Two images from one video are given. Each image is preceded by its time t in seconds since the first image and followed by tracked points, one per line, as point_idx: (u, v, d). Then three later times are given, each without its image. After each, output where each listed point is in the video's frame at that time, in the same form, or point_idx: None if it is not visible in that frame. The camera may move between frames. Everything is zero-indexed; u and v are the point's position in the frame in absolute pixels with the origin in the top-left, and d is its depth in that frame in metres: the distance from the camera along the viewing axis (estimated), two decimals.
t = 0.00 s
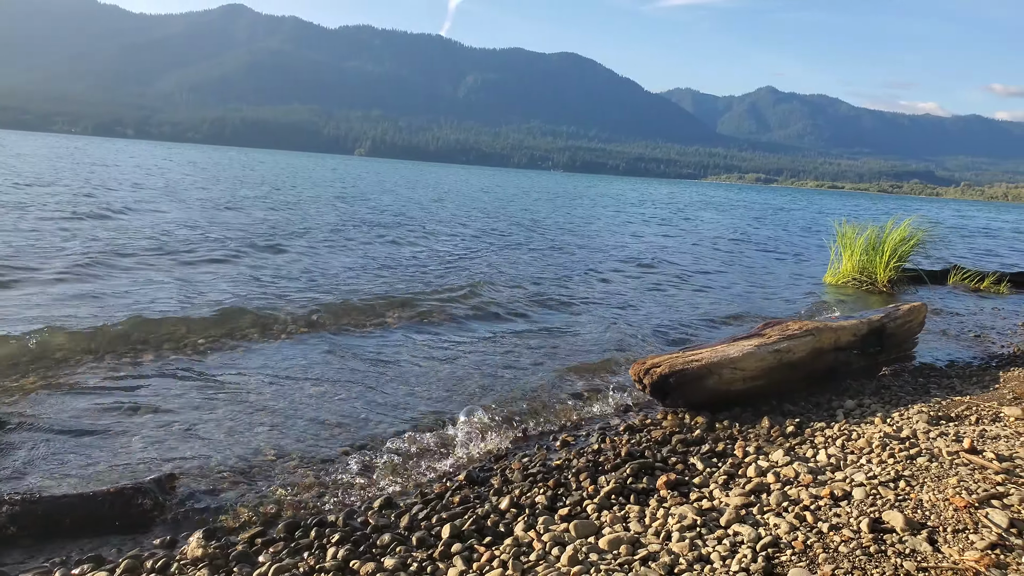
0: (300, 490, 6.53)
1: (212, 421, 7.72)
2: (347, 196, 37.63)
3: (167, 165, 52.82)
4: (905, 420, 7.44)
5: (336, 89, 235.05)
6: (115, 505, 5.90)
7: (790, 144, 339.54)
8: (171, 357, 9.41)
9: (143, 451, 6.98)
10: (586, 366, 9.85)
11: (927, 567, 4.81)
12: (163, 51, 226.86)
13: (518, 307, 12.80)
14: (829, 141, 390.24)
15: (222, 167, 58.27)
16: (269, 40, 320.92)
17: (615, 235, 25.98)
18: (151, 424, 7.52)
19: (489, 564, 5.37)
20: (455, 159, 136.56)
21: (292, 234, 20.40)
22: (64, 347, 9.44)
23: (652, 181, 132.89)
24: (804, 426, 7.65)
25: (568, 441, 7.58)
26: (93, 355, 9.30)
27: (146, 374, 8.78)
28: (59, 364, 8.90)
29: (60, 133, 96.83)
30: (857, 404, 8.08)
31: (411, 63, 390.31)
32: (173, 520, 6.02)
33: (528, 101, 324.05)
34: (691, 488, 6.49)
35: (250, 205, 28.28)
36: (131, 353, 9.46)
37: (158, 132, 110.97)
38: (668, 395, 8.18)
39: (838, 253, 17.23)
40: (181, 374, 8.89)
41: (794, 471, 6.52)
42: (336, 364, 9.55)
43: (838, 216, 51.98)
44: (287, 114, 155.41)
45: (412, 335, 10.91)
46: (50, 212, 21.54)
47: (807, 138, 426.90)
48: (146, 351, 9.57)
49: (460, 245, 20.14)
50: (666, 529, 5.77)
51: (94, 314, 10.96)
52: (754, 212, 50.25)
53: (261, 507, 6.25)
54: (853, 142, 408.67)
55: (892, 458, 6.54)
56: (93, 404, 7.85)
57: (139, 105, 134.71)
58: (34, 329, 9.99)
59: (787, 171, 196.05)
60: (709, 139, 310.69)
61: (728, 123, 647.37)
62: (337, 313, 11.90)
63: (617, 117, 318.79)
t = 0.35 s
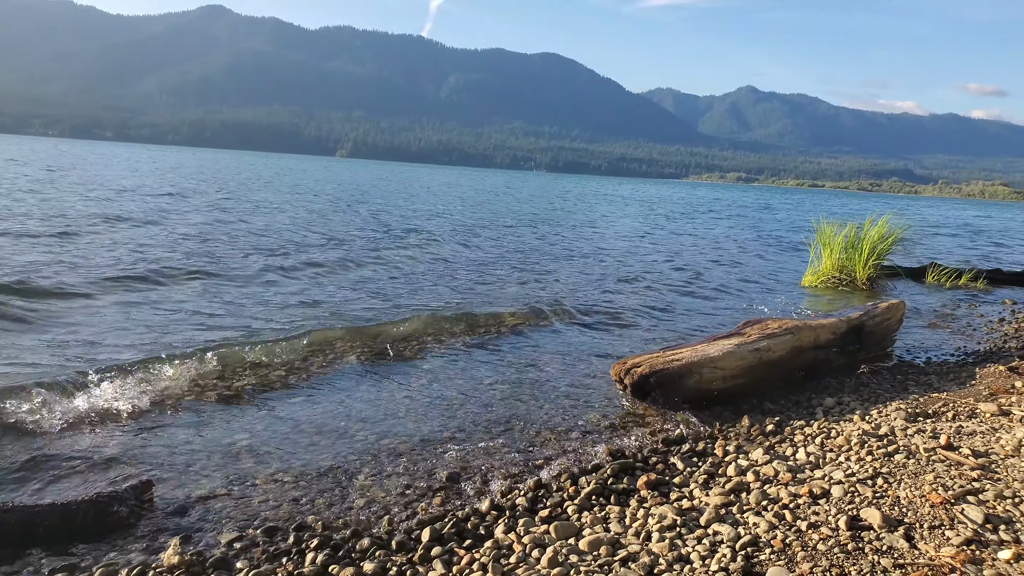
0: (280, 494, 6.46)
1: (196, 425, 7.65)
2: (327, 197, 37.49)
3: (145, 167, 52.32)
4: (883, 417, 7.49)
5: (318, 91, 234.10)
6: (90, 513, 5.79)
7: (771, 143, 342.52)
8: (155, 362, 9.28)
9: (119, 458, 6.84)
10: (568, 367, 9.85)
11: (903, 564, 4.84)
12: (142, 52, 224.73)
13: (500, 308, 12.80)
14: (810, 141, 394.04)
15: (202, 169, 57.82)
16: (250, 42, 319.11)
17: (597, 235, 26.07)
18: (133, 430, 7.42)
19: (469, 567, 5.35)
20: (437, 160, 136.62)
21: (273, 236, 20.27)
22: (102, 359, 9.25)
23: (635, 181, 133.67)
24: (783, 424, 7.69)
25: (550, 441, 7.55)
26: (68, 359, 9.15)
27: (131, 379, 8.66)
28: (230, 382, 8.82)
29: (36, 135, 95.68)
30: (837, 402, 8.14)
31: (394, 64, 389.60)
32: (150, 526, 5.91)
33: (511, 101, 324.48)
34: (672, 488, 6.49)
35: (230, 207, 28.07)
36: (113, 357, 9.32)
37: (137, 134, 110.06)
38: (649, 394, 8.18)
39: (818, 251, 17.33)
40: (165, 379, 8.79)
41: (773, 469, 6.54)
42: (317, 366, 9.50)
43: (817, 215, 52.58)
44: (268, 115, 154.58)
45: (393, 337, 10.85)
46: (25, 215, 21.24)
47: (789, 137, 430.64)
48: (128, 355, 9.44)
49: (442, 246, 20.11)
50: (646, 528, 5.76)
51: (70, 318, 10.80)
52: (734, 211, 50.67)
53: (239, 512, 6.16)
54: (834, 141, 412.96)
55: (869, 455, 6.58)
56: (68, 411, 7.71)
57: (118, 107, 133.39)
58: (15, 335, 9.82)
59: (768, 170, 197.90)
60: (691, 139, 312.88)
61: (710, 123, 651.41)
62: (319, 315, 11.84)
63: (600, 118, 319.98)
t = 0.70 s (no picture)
0: (258, 495, 6.39)
1: (173, 427, 7.55)
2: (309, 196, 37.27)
3: (123, 166, 51.73)
4: (862, 416, 7.55)
5: (301, 90, 232.84)
6: (64, 516, 5.69)
7: (753, 145, 345.55)
8: (132, 365, 9.14)
9: (94, 461, 6.73)
10: (550, 366, 9.85)
11: (878, 560, 4.88)
12: (122, 50, 222.25)
13: (482, 307, 12.78)
14: (792, 142, 397.77)
15: (181, 167, 57.26)
16: (233, 41, 316.82)
17: (579, 235, 26.14)
18: (108, 433, 7.29)
19: (448, 568, 5.33)
20: (421, 160, 136.52)
21: (253, 235, 20.10)
22: (79, 360, 9.12)
23: (618, 181, 134.41)
24: (762, 423, 7.73)
25: (530, 441, 7.54)
26: (42, 360, 9.00)
27: (106, 381, 8.52)
28: (276, 387, 8.75)
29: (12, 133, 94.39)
30: (815, 401, 8.20)
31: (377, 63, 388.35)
32: (126, 528, 5.82)
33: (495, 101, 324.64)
34: (652, 487, 6.50)
35: (209, 205, 27.81)
36: (88, 359, 9.18)
37: (115, 133, 108.88)
38: (629, 394, 8.20)
39: (798, 251, 17.44)
40: (142, 381, 8.67)
41: (752, 468, 6.57)
42: (296, 368, 9.39)
43: (796, 215, 53.18)
44: (250, 114, 153.57)
45: (374, 337, 10.78)
46: None
47: (771, 138, 434.27)
48: (105, 357, 9.31)
49: (424, 245, 20.04)
50: (626, 527, 5.77)
51: (44, 318, 10.62)
52: (714, 211, 51.10)
53: (216, 514, 6.08)
54: (815, 142, 416.97)
55: (847, 453, 6.64)
56: (42, 412, 7.58)
57: (96, 105, 131.81)
58: None
59: (749, 171, 199.77)
60: (674, 140, 314.77)
61: (694, 123, 655.27)
62: (299, 314, 11.75)
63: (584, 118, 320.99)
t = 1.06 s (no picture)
0: (238, 496, 6.32)
1: (153, 427, 7.45)
2: (293, 195, 37.07)
3: (104, 163, 51.22)
4: (842, 416, 7.60)
5: (286, 88, 231.64)
6: (39, 517, 5.59)
7: (738, 146, 347.84)
8: (113, 364, 9.03)
9: (71, 461, 6.63)
10: (534, 366, 9.84)
11: (857, 560, 4.91)
12: (105, 46, 219.99)
13: (466, 307, 12.74)
14: (777, 144, 400.80)
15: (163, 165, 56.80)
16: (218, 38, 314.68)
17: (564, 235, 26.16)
18: (87, 433, 7.18)
19: (429, 568, 5.30)
20: (407, 159, 136.30)
21: (236, 233, 19.93)
22: (58, 359, 9.00)
23: (604, 181, 134.94)
24: (744, 423, 7.76)
25: (513, 441, 7.53)
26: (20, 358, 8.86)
27: (87, 381, 8.41)
28: (258, 387, 8.68)
29: None
30: (797, 402, 8.24)
31: (364, 62, 387.16)
32: (103, 529, 5.74)
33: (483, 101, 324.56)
34: (633, 486, 6.51)
35: (192, 204, 27.57)
36: (65, 358, 9.05)
37: (97, 130, 107.79)
38: (612, 394, 8.21)
39: (782, 252, 17.52)
40: (120, 380, 8.57)
41: (733, 468, 6.59)
42: (277, 367, 9.32)
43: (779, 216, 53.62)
44: (235, 112, 152.58)
45: (357, 337, 10.71)
46: None
47: (756, 139, 437.15)
48: (82, 356, 9.18)
49: (409, 245, 19.98)
50: (607, 527, 5.77)
51: (22, 316, 10.48)
52: (698, 212, 51.42)
53: (195, 515, 6.00)
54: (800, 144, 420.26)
55: (828, 453, 6.67)
56: (19, 411, 7.46)
57: (78, 101, 130.38)
58: None
59: (734, 172, 201.11)
60: (661, 141, 316.25)
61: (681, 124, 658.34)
62: (282, 313, 11.66)
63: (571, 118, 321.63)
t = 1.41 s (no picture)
0: (218, 497, 6.25)
1: (130, 428, 7.33)
2: (274, 193, 36.84)
3: (82, 161, 50.59)
4: (822, 415, 7.66)
5: (269, 86, 230.14)
6: (14, 520, 5.49)
7: (722, 146, 350.42)
8: (91, 363, 8.91)
9: (47, 461, 6.52)
10: (517, 366, 9.81)
11: (834, 557, 4.94)
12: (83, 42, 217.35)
13: (450, 306, 12.71)
14: (760, 144, 404.17)
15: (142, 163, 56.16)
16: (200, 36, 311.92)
17: (548, 234, 26.20)
18: (65, 434, 7.06)
19: (409, 569, 5.27)
20: (390, 159, 136.00)
21: (216, 232, 19.76)
22: (34, 358, 8.85)
23: (587, 181, 135.48)
24: (725, 422, 7.81)
25: (495, 441, 7.51)
26: None
27: (63, 381, 8.27)
28: (238, 387, 8.57)
29: None
30: (777, 400, 8.29)
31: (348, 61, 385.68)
32: (78, 531, 5.63)
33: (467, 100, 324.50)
34: (615, 485, 6.52)
35: (172, 202, 27.31)
36: (39, 358, 8.89)
37: (75, 127, 106.51)
38: (594, 393, 8.22)
39: (763, 251, 17.64)
40: (97, 380, 8.44)
41: (713, 467, 6.62)
42: (258, 367, 9.23)
43: (760, 217, 54.10)
44: (216, 110, 151.39)
45: (339, 337, 10.65)
46: None
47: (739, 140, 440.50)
48: (57, 354, 9.03)
49: (393, 244, 19.93)
50: (587, 527, 5.77)
51: None
52: (680, 211, 51.77)
53: (173, 516, 5.92)
54: (783, 144, 423.84)
55: (807, 452, 6.73)
56: None
57: (56, 98, 128.71)
58: None
59: (717, 172, 202.62)
60: (645, 141, 317.88)
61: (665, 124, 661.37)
62: (264, 313, 11.57)
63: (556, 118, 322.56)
